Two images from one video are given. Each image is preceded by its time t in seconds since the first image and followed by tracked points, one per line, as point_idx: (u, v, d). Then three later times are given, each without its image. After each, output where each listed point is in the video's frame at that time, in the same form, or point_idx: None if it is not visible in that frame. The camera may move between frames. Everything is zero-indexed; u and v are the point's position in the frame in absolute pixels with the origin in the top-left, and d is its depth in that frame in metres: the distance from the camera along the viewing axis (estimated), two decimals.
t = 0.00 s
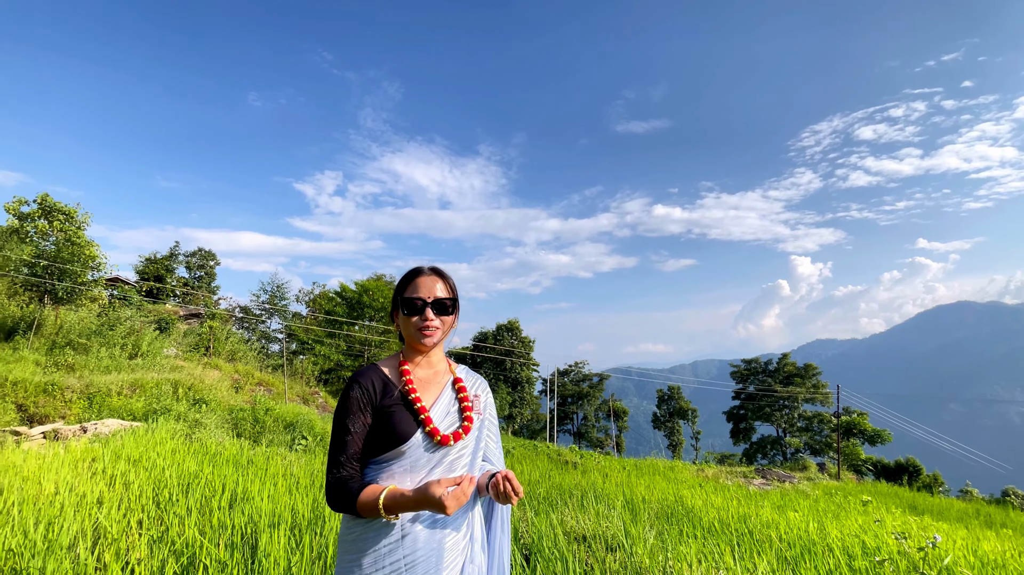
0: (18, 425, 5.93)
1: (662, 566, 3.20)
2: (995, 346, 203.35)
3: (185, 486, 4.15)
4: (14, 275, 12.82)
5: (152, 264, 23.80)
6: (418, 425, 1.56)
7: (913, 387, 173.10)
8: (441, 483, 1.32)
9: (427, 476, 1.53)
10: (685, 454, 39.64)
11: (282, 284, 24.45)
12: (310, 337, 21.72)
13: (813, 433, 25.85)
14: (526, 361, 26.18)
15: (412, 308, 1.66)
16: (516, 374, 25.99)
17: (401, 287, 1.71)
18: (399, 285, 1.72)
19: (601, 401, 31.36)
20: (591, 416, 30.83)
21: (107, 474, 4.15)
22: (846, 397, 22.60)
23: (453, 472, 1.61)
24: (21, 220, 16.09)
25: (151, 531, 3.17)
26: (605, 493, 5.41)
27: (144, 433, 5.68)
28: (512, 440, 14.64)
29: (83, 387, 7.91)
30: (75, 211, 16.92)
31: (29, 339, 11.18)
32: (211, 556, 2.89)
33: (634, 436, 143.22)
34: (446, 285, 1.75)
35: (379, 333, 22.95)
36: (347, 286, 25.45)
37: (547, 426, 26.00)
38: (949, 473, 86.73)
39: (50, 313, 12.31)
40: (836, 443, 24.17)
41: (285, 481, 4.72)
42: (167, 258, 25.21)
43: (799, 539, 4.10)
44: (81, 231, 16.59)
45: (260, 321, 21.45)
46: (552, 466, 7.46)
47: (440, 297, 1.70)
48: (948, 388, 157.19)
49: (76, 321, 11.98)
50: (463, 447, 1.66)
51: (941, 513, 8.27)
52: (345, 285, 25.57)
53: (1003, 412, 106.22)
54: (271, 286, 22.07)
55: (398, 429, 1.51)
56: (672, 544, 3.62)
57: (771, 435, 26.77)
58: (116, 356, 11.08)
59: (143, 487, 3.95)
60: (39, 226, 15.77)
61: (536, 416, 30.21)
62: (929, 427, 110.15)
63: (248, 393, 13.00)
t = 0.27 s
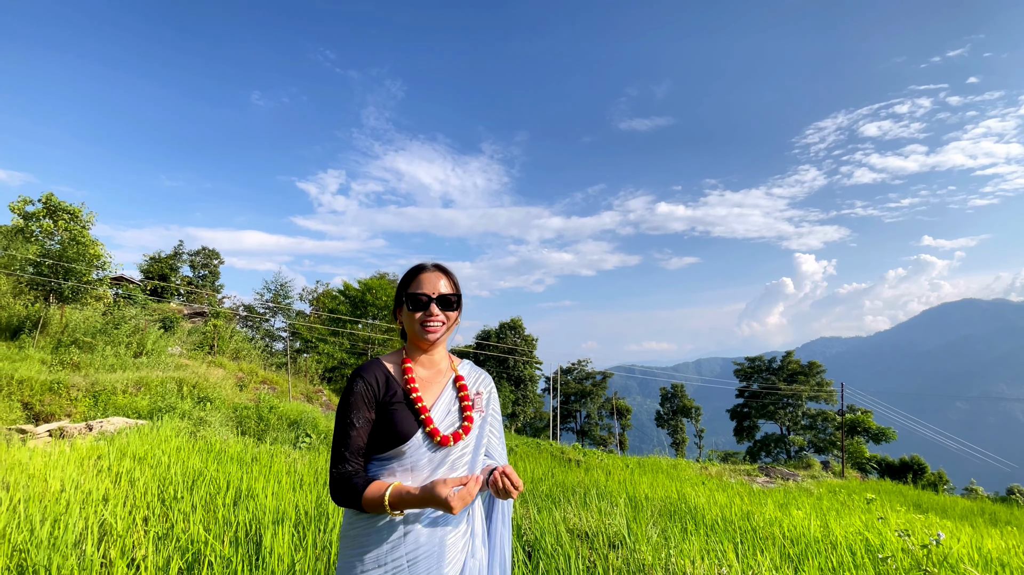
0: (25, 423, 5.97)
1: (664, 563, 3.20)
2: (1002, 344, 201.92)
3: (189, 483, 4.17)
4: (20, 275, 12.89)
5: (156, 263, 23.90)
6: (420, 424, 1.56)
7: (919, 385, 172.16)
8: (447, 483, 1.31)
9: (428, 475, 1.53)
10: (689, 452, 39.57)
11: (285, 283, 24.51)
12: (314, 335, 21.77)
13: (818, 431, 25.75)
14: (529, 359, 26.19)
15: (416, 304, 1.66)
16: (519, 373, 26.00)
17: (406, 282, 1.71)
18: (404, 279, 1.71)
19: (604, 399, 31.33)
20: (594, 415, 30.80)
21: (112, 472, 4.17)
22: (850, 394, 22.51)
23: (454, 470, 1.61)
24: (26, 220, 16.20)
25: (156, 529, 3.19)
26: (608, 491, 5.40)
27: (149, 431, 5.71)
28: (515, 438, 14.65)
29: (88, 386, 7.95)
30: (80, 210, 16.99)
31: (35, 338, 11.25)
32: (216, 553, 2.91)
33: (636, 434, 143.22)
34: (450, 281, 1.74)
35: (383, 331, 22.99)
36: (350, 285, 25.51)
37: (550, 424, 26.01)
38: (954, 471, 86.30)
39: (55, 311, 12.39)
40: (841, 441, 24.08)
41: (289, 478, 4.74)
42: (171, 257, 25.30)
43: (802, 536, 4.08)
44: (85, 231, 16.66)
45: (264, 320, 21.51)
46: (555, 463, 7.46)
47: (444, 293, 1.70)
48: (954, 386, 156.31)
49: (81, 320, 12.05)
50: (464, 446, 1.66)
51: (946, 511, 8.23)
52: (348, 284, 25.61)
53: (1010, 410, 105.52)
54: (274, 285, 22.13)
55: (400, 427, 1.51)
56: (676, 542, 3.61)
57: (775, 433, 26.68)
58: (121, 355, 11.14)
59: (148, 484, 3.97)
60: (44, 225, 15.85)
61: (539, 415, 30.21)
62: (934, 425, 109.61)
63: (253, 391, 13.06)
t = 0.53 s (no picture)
0: (33, 421, 6.03)
1: (669, 560, 3.19)
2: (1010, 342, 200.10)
3: (196, 480, 4.20)
4: (28, 274, 13.00)
5: (162, 262, 24.05)
6: (423, 424, 1.55)
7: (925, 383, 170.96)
8: (454, 484, 1.30)
9: (432, 475, 1.53)
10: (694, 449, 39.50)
11: (290, 281, 24.60)
12: (319, 333, 21.85)
13: (823, 429, 25.61)
14: (533, 357, 26.20)
15: (421, 301, 1.65)
16: (523, 370, 26.01)
17: (410, 279, 1.70)
18: (409, 276, 1.70)
19: (608, 397, 31.29)
20: (598, 412, 30.79)
21: (120, 468, 4.20)
22: (856, 392, 22.40)
23: (458, 470, 1.61)
24: (33, 219, 16.32)
25: (163, 524, 3.21)
26: (613, 488, 5.40)
27: (155, 428, 5.75)
28: (519, 436, 14.67)
29: (95, 383, 8.03)
30: (86, 210, 17.10)
31: (43, 336, 11.35)
32: (223, 549, 2.92)
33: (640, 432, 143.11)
34: (455, 278, 1.73)
35: (387, 329, 23.04)
36: (354, 282, 25.57)
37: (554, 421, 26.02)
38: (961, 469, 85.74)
39: (63, 310, 12.50)
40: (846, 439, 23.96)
41: (294, 475, 4.76)
42: (176, 255, 25.44)
43: (807, 534, 4.07)
44: (92, 229, 16.78)
45: (269, 318, 21.60)
46: (559, 461, 7.45)
47: (449, 290, 1.68)
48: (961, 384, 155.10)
49: (88, 318, 12.15)
50: (468, 445, 1.65)
51: (952, 509, 8.18)
52: (352, 282, 25.66)
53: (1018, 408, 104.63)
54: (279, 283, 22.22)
55: (403, 426, 1.51)
56: (679, 539, 3.61)
57: (780, 431, 26.56)
58: (128, 353, 11.23)
59: (155, 481, 4.00)
60: (51, 224, 15.97)
61: (543, 412, 30.24)
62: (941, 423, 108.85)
63: (258, 388, 13.13)
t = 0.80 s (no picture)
0: (42, 417, 6.09)
1: (672, 557, 3.19)
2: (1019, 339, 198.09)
3: (203, 476, 4.24)
4: (36, 272, 13.11)
5: (168, 260, 24.23)
6: (425, 421, 1.55)
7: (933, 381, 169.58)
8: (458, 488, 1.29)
9: (435, 472, 1.53)
10: (698, 447, 39.29)
11: (295, 279, 24.70)
12: (324, 331, 21.94)
13: (828, 427, 25.45)
14: (537, 355, 26.21)
15: (421, 302, 1.64)
16: (527, 368, 26.03)
17: (410, 280, 1.70)
18: (409, 277, 1.70)
19: (612, 395, 31.25)
20: (603, 410, 30.76)
21: (128, 465, 4.25)
22: (862, 390, 22.25)
23: (461, 468, 1.60)
24: (41, 218, 16.45)
25: (170, 520, 3.24)
26: (616, 486, 5.40)
27: (162, 425, 5.80)
28: (523, 433, 14.68)
29: (103, 380, 8.11)
30: (93, 208, 17.23)
31: (51, 334, 11.46)
32: (230, 544, 2.95)
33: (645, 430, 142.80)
34: (455, 278, 1.72)
35: (391, 327, 23.10)
36: (359, 280, 25.65)
37: (558, 419, 26.02)
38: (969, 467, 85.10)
39: (71, 308, 12.62)
40: (852, 437, 23.82)
41: (301, 471, 4.80)
42: (182, 253, 25.60)
43: (812, 532, 4.04)
44: (99, 228, 16.91)
45: (275, 316, 21.69)
46: (563, 458, 7.45)
47: (450, 292, 1.68)
48: (969, 382, 153.73)
49: (96, 316, 12.27)
50: (471, 441, 1.65)
51: (958, 507, 8.13)
52: (357, 280, 25.72)
53: None
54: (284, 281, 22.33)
55: (405, 423, 1.52)
56: (683, 536, 3.60)
57: (785, 429, 26.43)
58: (135, 350, 11.33)
59: (163, 477, 4.03)
60: (59, 223, 16.11)
61: (548, 410, 30.26)
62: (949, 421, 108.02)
63: (263, 386, 13.22)
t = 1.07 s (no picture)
0: (51, 414, 6.16)
1: (679, 554, 3.18)
2: None
3: (210, 473, 4.26)
4: (45, 270, 13.26)
5: (175, 258, 24.42)
6: (431, 416, 1.55)
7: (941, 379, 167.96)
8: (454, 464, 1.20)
9: (441, 465, 1.53)
10: (704, 445, 39.14)
11: (300, 277, 24.81)
12: (329, 329, 22.03)
13: (835, 425, 25.27)
14: (542, 352, 26.19)
15: (426, 301, 1.63)
16: (532, 366, 26.02)
17: (415, 278, 1.68)
18: (413, 275, 1.69)
19: (617, 393, 31.18)
20: (607, 407, 30.72)
21: (136, 461, 4.28)
22: (869, 388, 22.07)
23: (465, 462, 1.61)
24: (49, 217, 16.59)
25: (178, 516, 3.26)
26: (621, 483, 5.38)
27: (170, 422, 5.84)
28: (528, 431, 14.68)
29: (111, 378, 8.19)
30: (100, 207, 17.37)
31: (60, 332, 11.57)
32: (237, 540, 2.96)
33: (650, 428, 142.51)
34: (459, 276, 1.71)
35: (396, 325, 23.15)
36: (364, 278, 25.72)
37: (563, 417, 25.99)
38: (978, 466, 84.29)
39: (79, 306, 12.73)
40: (859, 435, 23.64)
41: (307, 468, 4.82)
42: (189, 252, 25.77)
43: (819, 530, 4.01)
44: (106, 227, 17.04)
45: (280, 314, 21.72)
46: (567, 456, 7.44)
47: (454, 289, 1.66)
48: (979, 380, 152.16)
49: (104, 314, 12.37)
50: (475, 436, 1.65)
51: (966, 506, 8.04)
52: (362, 277, 25.79)
53: None
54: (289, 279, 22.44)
55: (411, 419, 1.51)
56: (689, 534, 3.59)
57: (791, 427, 26.27)
58: (142, 348, 11.41)
59: (171, 473, 4.06)
60: (67, 222, 16.24)
61: (552, 407, 30.27)
62: (958, 420, 107.02)
63: (269, 383, 13.30)
